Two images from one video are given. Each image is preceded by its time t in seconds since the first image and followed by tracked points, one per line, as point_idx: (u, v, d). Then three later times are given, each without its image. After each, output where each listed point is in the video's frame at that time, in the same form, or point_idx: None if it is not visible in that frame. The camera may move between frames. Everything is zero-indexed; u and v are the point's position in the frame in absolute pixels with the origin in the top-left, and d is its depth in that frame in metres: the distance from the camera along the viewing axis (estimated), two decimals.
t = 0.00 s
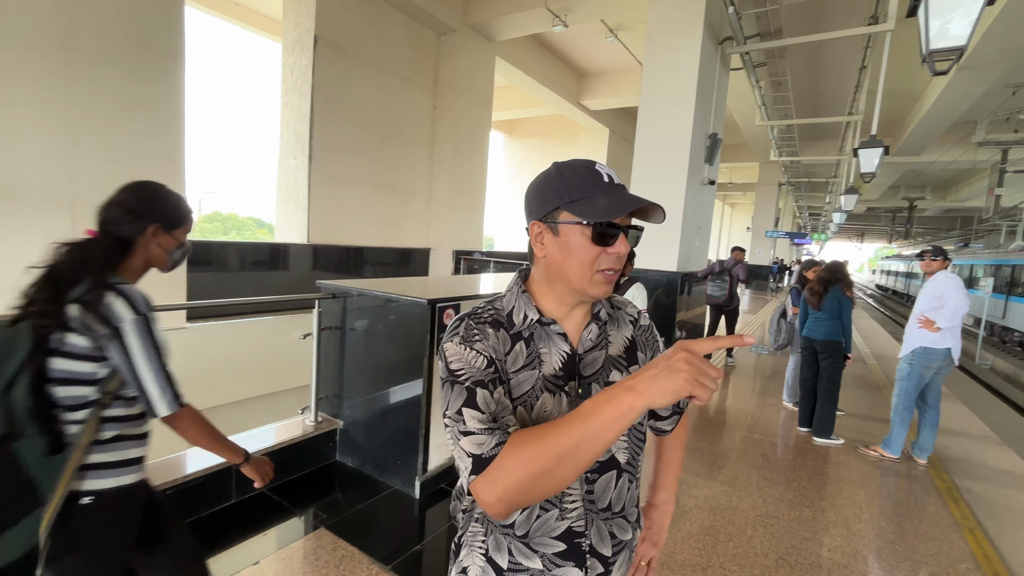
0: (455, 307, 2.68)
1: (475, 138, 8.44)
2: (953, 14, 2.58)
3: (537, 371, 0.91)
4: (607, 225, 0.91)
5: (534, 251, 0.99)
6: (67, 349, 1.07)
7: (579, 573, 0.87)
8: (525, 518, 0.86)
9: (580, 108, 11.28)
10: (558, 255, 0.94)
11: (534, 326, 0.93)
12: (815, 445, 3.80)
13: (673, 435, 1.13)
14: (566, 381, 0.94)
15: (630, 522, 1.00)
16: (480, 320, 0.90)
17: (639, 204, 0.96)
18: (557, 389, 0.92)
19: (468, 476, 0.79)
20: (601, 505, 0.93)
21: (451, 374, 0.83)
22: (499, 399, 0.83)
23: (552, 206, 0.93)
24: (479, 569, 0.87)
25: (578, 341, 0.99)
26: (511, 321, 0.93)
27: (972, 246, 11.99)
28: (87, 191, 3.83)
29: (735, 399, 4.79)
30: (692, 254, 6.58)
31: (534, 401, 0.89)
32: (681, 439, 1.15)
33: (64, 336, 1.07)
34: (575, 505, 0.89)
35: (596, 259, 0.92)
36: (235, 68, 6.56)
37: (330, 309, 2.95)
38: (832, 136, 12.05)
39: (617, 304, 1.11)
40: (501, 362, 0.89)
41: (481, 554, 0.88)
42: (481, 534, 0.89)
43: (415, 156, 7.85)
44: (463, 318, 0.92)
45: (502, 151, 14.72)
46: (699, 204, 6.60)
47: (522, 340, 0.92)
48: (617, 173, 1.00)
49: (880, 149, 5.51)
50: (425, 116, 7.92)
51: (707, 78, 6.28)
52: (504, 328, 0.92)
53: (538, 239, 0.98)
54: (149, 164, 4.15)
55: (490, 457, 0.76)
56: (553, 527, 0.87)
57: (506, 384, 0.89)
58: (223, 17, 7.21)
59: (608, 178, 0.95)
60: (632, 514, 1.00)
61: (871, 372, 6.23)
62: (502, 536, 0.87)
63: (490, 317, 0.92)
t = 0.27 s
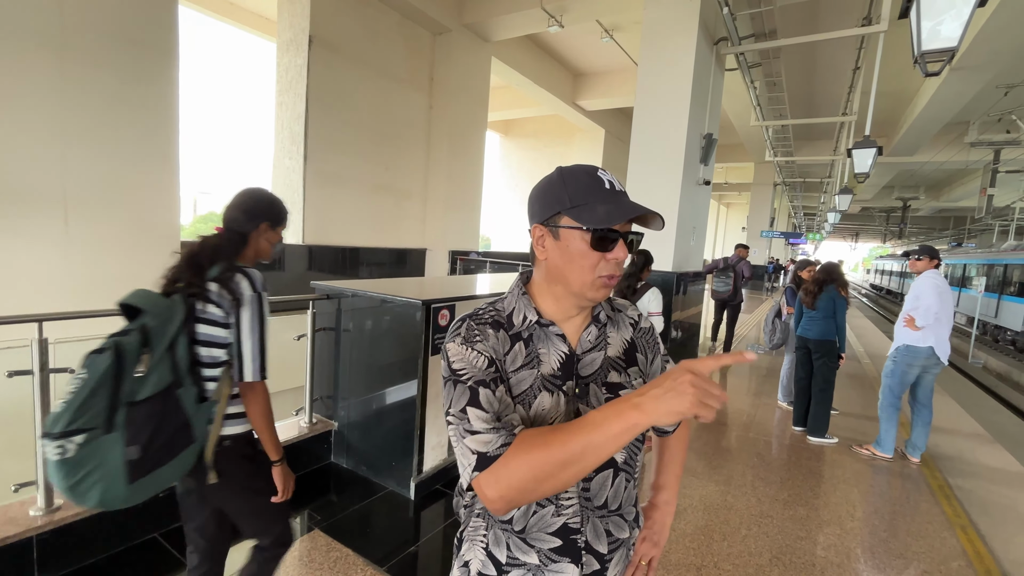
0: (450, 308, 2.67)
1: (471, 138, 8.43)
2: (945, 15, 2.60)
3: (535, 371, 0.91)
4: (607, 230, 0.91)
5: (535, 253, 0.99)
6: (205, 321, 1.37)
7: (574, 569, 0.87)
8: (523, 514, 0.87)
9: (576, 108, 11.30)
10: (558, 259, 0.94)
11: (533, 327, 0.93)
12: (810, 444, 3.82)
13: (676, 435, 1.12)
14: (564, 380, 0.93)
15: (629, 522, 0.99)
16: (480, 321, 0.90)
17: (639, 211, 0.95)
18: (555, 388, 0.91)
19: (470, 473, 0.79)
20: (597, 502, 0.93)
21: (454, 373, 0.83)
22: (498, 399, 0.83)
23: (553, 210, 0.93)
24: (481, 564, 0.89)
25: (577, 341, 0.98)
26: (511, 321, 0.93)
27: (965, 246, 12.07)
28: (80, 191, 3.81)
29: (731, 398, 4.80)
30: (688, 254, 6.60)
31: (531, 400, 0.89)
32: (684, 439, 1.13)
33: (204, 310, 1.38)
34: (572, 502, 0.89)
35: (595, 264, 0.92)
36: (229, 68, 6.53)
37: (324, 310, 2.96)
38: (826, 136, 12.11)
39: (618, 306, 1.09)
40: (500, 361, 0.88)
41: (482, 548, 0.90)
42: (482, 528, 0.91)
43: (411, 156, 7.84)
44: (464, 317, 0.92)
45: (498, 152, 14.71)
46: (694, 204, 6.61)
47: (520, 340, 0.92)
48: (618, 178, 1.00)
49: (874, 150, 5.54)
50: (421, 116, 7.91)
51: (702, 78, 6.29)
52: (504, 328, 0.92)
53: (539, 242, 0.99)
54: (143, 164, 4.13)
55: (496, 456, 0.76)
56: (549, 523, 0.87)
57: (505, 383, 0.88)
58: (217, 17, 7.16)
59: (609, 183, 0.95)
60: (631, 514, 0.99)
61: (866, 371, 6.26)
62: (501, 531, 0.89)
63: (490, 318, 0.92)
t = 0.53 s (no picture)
0: (449, 308, 2.66)
1: (469, 138, 8.43)
2: (940, 15, 2.61)
3: (533, 371, 0.91)
4: (605, 228, 0.91)
5: (538, 251, 1.00)
6: (305, 326, 1.64)
7: (570, 568, 0.87)
8: (519, 512, 0.87)
9: (574, 108, 11.30)
10: (558, 257, 0.95)
11: (532, 326, 0.93)
12: (808, 442, 3.83)
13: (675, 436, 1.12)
14: (562, 380, 0.92)
15: (625, 521, 0.99)
16: (479, 320, 0.90)
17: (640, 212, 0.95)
18: (552, 388, 0.91)
19: (460, 473, 0.80)
20: (593, 501, 0.93)
21: (450, 373, 0.83)
22: (492, 400, 0.83)
23: (555, 208, 0.94)
24: (479, 561, 0.89)
25: (576, 342, 0.98)
26: (510, 321, 0.93)
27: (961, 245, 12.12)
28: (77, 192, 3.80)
29: (729, 398, 4.81)
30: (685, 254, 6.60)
31: (528, 399, 0.89)
32: (685, 440, 1.13)
33: (303, 316, 1.64)
34: (568, 501, 0.89)
35: (593, 262, 0.92)
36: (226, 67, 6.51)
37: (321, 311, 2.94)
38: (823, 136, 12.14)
39: (619, 308, 1.08)
40: (497, 360, 0.89)
41: (480, 546, 0.90)
42: (480, 528, 0.91)
43: (408, 156, 7.83)
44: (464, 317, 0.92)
45: (496, 151, 14.73)
46: (691, 204, 6.62)
47: (518, 340, 0.92)
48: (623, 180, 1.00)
49: (870, 149, 5.55)
50: (419, 116, 7.90)
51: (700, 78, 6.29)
52: (502, 327, 0.91)
53: (542, 240, 0.99)
54: (139, 165, 4.11)
55: (483, 457, 0.76)
56: (545, 522, 0.87)
57: (500, 382, 0.88)
58: (213, 17, 7.14)
59: (612, 184, 0.95)
60: (628, 513, 0.99)
61: (863, 370, 6.28)
62: (499, 530, 0.89)
63: (489, 317, 0.92)
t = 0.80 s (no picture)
0: (449, 307, 2.66)
1: (468, 137, 8.42)
2: (939, 13, 2.61)
3: (532, 369, 0.90)
4: (596, 226, 0.91)
5: (538, 249, 1.01)
6: (391, 313, 1.78)
7: (566, 568, 0.86)
8: (516, 511, 0.87)
9: (573, 107, 11.30)
10: (553, 254, 0.95)
11: (534, 324, 0.93)
12: (807, 440, 3.83)
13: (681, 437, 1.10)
14: (562, 379, 0.91)
15: (625, 523, 0.97)
16: (479, 318, 0.90)
17: (633, 208, 0.93)
18: (552, 387, 0.90)
19: (455, 471, 0.81)
20: (591, 502, 0.91)
21: (448, 370, 0.83)
22: (490, 399, 0.83)
23: (551, 207, 0.95)
24: (477, 558, 0.89)
25: (578, 341, 0.97)
26: (512, 319, 0.93)
27: (961, 243, 12.12)
28: (76, 192, 3.79)
29: (729, 396, 4.81)
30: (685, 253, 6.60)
31: (526, 398, 0.88)
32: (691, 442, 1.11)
33: (389, 303, 1.77)
34: (565, 500, 0.88)
35: (584, 260, 0.91)
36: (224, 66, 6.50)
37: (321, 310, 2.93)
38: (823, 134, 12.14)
39: (624, 308, 1.06)
40: (496, 359, 0.88)
41: (478, 543, 0.90)
42: (478, 525, 0.91)
43: (408, 156, 7.82)
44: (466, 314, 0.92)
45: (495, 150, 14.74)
46: (691, 202, 6.61)
47: (519, 338, 0.91)
48: (624, 177, 0.98)
49: (869, 147, 5.54)
50: (418, 115, 7.89)
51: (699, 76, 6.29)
52: (503, 325, 0.91)
53: (542, 238, 1.00)
54: (138, 165, 4.11)
55: (476, 456, 0.77)
56: (542, 521, 0.87)
57: (499, 380, 0.88)
58: (212, 16, 7.13)
59: (609, 181, 0.94)
60: (628, 514, 0.98)
61: (862, 368, 6.28)
62: (496, 528, 0.88)
63: (491, 315, 0.92)
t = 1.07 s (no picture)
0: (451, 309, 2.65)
1: (467, 138, 8.42)
2: (939, 13, 2.61)
3: (536, 371, 0.90)
4: (584, 224, 0.93)
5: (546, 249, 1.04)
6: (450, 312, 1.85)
7: (570, 571, 0.86)
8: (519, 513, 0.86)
9: (572, 108, 11.31)
10: (552, 253, 0.98)
11: (540, 326, 0.92)
12: (808, 441, 3.83)
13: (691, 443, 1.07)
14: (567, 382, 0.91)
15: (629, 526, 0.97)
16: (485, 319, 0.89)
17: (625, 203, 0.92)
18: (557, 389, 0.90)
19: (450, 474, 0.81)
20: (595, 505, 0.91)
21: (450, 371, 0.84)
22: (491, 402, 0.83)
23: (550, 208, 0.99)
24: (481, 560, 0.89)
25: (585, 343, 0.96)
26: (518, 319, 0.92)
27: (960, 243, 12.13)
28: (75, 194, 3.79)
29: (729, 397, 4.80)
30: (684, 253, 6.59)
31: (528, 400, 0.88)
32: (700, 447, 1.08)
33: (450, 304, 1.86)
34: (570, 503, 0.88)
35: (574, 257, 0.93)
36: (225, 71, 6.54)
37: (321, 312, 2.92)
38: (821, 134, 12.15)
39: (635, 310, 1.03)
40: (500, 360, 0.88)
41: (483, 545, 0.90)
42: (482, 527, 0.90)
43: (407, 157, 7.82)
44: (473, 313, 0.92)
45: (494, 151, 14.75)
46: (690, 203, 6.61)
47: (525, 339, 0.90)
48: (627, 173, 0.96)
49: (869, 147, 5.55)
50: (417, 116, 7.88)
51: (699, 76, 6.29)
52: (509, 326, 0.90)
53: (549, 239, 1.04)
54: (137, 167, 4.11)
55: (463, 463, 0.76)
56: (546, 523, 0.86)
57: (503, 382, 0.88)
58: (211, 18, 7.13)
59: (604, 178, 0.93)
60: (633, 518, 0.97)
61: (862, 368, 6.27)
62: (500, 530, 0.88)
63: (497, 316, 0.91)
